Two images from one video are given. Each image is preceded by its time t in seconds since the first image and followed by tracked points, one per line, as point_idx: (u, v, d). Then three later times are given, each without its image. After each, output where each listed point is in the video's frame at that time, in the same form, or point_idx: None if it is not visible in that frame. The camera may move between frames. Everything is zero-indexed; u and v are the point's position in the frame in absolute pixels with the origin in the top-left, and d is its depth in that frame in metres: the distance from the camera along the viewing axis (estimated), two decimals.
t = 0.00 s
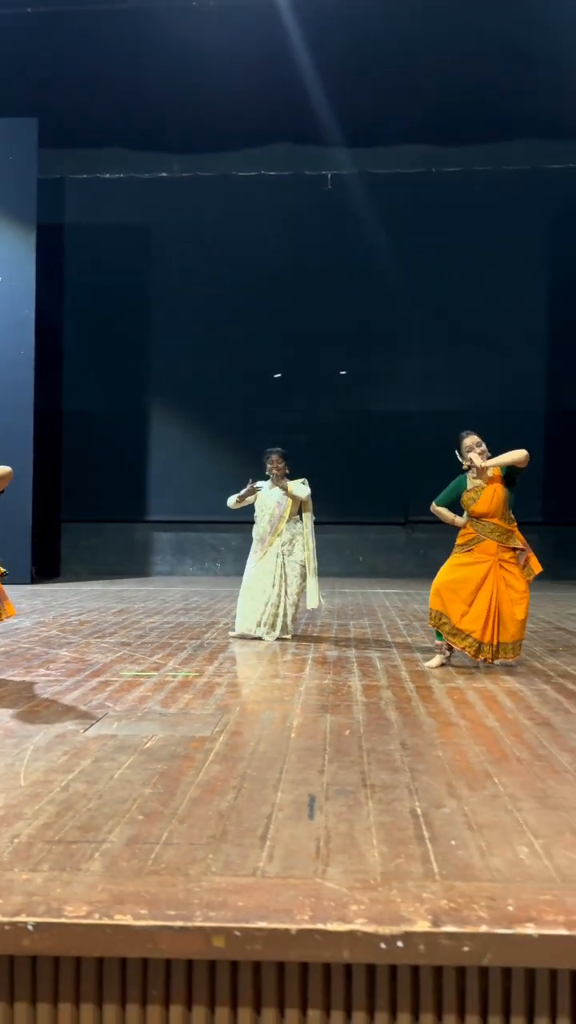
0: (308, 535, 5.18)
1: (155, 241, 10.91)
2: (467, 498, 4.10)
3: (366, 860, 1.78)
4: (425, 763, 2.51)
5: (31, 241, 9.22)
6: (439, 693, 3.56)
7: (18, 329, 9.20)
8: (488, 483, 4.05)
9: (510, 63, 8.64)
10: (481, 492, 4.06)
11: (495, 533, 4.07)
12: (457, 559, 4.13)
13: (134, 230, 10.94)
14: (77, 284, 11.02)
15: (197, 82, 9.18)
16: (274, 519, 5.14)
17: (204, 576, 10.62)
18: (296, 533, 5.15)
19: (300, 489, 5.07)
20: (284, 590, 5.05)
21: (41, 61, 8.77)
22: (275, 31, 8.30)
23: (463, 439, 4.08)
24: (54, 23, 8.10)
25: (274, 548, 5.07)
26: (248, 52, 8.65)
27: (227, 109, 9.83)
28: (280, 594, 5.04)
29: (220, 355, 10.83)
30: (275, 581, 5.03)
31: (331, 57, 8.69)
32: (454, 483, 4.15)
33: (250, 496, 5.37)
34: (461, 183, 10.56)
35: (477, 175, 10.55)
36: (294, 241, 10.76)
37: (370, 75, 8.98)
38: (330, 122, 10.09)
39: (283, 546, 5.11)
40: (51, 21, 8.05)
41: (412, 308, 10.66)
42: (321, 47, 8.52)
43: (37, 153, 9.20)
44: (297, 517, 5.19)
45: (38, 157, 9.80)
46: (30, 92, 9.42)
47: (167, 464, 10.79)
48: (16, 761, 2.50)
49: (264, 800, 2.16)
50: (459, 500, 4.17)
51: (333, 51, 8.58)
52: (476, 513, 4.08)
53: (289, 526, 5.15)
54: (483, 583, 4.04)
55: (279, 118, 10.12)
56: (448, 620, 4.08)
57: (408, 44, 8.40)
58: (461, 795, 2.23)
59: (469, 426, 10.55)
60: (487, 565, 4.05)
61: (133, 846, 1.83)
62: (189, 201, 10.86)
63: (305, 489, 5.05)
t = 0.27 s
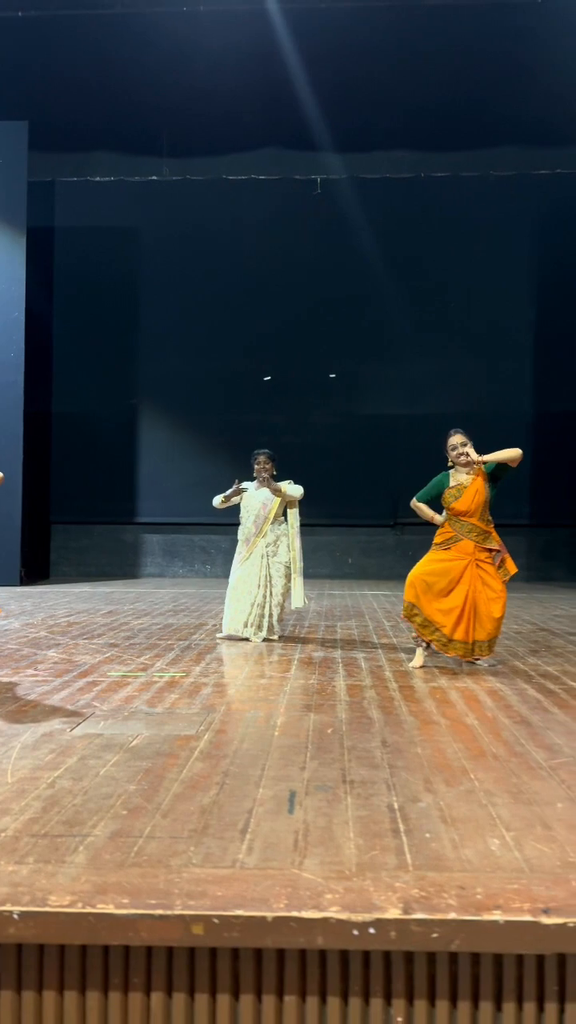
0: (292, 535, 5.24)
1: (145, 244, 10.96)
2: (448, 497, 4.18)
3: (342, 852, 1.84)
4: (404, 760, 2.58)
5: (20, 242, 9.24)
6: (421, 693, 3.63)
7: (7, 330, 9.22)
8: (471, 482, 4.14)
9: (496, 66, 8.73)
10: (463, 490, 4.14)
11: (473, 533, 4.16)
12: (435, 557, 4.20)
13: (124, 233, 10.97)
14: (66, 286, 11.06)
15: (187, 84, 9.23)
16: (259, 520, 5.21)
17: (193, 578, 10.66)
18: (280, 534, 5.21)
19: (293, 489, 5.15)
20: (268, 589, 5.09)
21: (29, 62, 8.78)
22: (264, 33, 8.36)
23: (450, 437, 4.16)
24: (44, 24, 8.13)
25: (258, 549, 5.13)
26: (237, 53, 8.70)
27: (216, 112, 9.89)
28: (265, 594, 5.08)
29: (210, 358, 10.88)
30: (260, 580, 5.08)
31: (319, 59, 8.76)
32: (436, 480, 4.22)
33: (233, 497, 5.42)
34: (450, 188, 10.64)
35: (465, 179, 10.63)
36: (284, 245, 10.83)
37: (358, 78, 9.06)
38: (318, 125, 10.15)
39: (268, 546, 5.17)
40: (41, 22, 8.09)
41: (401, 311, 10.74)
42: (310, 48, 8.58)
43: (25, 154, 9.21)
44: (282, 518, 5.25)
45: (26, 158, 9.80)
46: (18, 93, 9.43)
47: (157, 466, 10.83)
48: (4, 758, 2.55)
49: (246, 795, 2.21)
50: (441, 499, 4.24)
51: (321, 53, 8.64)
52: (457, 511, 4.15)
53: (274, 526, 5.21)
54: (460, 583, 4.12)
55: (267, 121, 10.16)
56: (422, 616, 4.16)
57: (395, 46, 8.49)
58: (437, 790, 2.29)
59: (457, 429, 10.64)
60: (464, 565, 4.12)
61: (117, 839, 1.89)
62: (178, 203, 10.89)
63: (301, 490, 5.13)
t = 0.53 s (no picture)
0: (278, 534, 5.27)
1: (138, 246, 10.99)
2: (429, 496, 4.24)
3: (325, 846, 1.88)
4: (389, 758, 2.62)
5: (12, 245, 9.26)
6: (408, 693, 3.68)
7: None
8: (453, 482, 4.21)
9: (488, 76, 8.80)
10: (444, 489, 4.20)
11: (450, 533, 4.20)
12: (414, 559, 4.25)
13: (115, 236, 11.01)
14: (58, 290, 11.08)
15: (182, 90, 9.27)
16: (245, 519, 5.24)
17: (185, 579, 10.69)
18: (266, 533, 5.24)
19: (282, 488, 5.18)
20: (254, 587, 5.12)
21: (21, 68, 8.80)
22: (257, 44, 8.42)
23: (439, 434, 4.22)
24: (39, 35, 8.15)
25: (244, 548, 5.15)
26: (230, 63, 8.75)
27: (209, 117, 9.93)
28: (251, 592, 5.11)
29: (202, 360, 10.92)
30: (246, 579, 5.11)
31: (312, 69, 8.82)
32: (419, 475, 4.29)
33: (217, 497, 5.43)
34: (440, 192, 10.70)
35: (456, 184, 10.69)
36: (276, 249, 10.88)
37: (351, 86, 9.11)
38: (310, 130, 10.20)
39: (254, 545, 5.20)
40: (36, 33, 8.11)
41: (392, 314, 10.80)
42: (304, 59, 8.63)
43: (17, 159, 9.23)
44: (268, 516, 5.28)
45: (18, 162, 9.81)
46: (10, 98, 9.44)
47: (148, 468, 10.87)
48: None
49: (232, 793, 2.25)
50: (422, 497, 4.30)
51: (314, 63, 8.70)
52: (436, 509, 4.20)
53: (260, 526, 5.23)
54: (438, 582, 4.16)
55: (259, 126, 10.21)
56: (409, 625, 4.20)
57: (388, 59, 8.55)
58: (420, 787, 2.34)
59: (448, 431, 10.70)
60: (442, 565, 4.17)
61: (104, 834, 1.92)
62: (170, 208, 10.94)
63: (291, 490, 5.13)
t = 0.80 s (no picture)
0: (263, 532, 5.31)
1: (129, 249, 11.02)
2: (410, 488, 4.28)
3: (310, 843, 1.91)
4: (375, 757, 2.65)
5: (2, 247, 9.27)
6: (395, 693, 3.72)
7: None
8: (434, 475, 4.26)
9: (477, 81, 8.87)
10: (425, 482, 4.25)
11: (430, 525, 4.25)
12: (396, 556, 4.27)
13: (107, 238, 11.03)
14: (49, 292, 11.10)
15: (174, 93, 9.31)
16: (230, 519, 5.28)
17: (176, 581, 10.73)
18: (251, 532, 5.29)
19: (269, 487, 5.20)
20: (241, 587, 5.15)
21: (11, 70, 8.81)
22: (248, 49, 8.47)
23: (427, 428, 4.26)
24: (30, 39, 8.18)
25: (230, 548, 5.21)
26: (221, 67, 8.80)
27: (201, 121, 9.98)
28: (238, 591, 5.14)
29: (193, 363, 10.95)
30: (232, 578, 5.14)
31: (302, 73, 8.88)
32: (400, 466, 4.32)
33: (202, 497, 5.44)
34: (431, 195, 10.76)
35: (447, 187, 10.75)
36: (267, 252, 10.92)
37: (341, 90, 9.17)
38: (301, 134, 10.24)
39: (239, 544, 5.23)
40: (27, 37, 8.14)
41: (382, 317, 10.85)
42: (295, 64, 8.69)
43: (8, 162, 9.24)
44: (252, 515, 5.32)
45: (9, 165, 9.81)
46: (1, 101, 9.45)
47: (140, 470, 10.90)
48: None
49: (219, 791, 2.28)
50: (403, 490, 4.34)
51: (305, 67, 8.75)
52: (417, 500, 4.25)
53: (244, 525, 5.27)
54: (423, 575, 4.19)
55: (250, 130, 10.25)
56: (405, 625, 4.21)
57: (377, 63, 8.61)
58: (405, 784, 2.37)
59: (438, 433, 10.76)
60: (425, 558, 4.21)
61: (92, 832, 1.95)
62: (161, 211, 10.97)
63: (279, 489, 5.17)
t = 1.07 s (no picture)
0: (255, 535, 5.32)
1: (122, 250, 11.02)
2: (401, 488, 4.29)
3: (299, 841, 1.93)
4: (364, 756, 2.67)
5: None
6: (387, 693, 3.74)
7: None
8: (425, 475, 4.28)
9: (469, 85, 8.91)
10: (416, 481, 4.27)
11: (420, 525, 4.27)
12: (387, 556, 4.30)
13: (99, 240, 11.03)
14: (41, 294, 11.10)
15: (168, 96, 9.33)
16: (222, 520, 5.29)
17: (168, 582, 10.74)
18: (242, 534, 5.30)
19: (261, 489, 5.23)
20: (232, 588, 5.16)
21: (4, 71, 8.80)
22: (242, 53, 8.50)
23: (419, 429, 4.27)
24: (24, 39, 8.17)
25: (221, 549, 5.22)
26: (215, 70, 8.83)
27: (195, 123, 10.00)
28: (229, 593, 5.14)
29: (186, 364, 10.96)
30: (224, 579, 5.15)
31: (295, 76, 8.91)
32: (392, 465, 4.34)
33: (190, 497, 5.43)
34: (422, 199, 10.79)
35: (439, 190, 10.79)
36: (260, 254, 10.94)
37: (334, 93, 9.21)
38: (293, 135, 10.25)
39: (230, 545, 5.24)
40: (21, 38, 8.14)
41: (374, 319, 10.88)
42: (289, 67, 8.72)
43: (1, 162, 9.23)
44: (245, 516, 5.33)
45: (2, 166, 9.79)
46: None
47: (132, 471, 10.91)
48: None
49: (210, 791, 2.30)
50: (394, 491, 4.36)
51: (298, 70, 8.78)
52: (407, 501, 4.27)
53: (237, 527, 5.29)
54: (413, 575, 4.23)
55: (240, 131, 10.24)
56: (395, 625, 4.24)
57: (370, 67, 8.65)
58: (394, 783, 2.39)
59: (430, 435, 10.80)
60: (415, 558, 4.24)
61: (82, 832, 1.96)
62: (154, 212, 10.98)
63: (271, 490, 5.20)
